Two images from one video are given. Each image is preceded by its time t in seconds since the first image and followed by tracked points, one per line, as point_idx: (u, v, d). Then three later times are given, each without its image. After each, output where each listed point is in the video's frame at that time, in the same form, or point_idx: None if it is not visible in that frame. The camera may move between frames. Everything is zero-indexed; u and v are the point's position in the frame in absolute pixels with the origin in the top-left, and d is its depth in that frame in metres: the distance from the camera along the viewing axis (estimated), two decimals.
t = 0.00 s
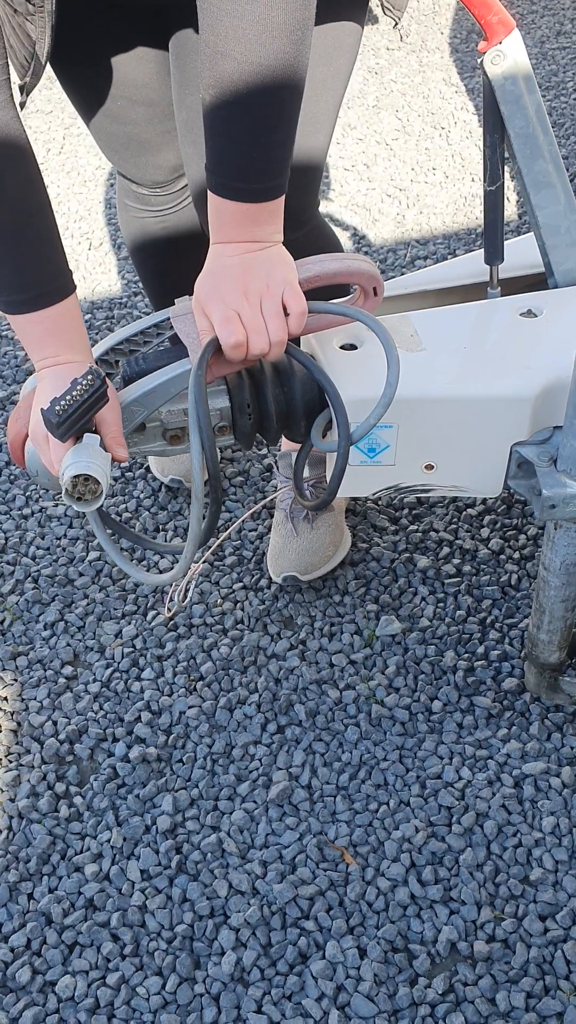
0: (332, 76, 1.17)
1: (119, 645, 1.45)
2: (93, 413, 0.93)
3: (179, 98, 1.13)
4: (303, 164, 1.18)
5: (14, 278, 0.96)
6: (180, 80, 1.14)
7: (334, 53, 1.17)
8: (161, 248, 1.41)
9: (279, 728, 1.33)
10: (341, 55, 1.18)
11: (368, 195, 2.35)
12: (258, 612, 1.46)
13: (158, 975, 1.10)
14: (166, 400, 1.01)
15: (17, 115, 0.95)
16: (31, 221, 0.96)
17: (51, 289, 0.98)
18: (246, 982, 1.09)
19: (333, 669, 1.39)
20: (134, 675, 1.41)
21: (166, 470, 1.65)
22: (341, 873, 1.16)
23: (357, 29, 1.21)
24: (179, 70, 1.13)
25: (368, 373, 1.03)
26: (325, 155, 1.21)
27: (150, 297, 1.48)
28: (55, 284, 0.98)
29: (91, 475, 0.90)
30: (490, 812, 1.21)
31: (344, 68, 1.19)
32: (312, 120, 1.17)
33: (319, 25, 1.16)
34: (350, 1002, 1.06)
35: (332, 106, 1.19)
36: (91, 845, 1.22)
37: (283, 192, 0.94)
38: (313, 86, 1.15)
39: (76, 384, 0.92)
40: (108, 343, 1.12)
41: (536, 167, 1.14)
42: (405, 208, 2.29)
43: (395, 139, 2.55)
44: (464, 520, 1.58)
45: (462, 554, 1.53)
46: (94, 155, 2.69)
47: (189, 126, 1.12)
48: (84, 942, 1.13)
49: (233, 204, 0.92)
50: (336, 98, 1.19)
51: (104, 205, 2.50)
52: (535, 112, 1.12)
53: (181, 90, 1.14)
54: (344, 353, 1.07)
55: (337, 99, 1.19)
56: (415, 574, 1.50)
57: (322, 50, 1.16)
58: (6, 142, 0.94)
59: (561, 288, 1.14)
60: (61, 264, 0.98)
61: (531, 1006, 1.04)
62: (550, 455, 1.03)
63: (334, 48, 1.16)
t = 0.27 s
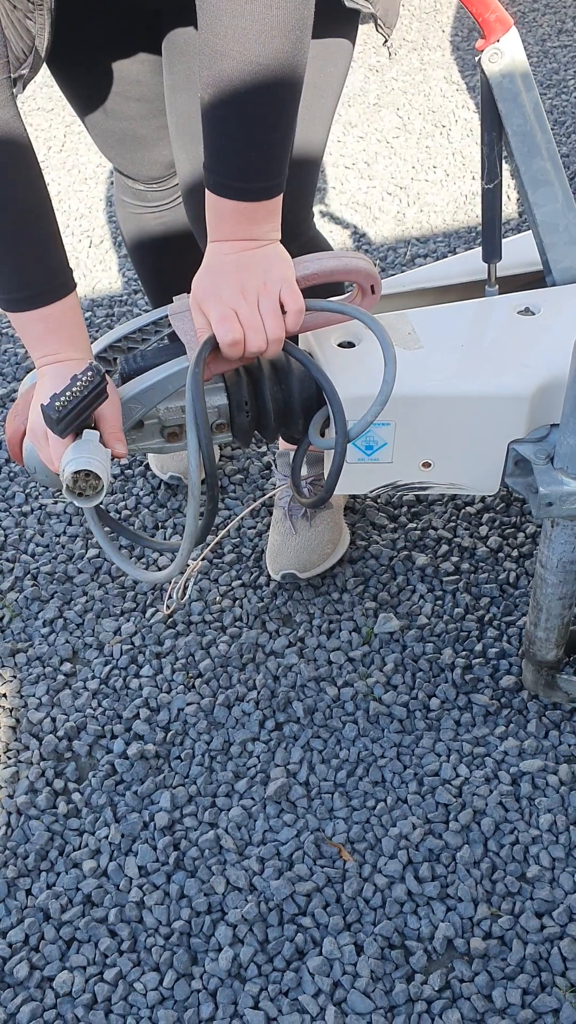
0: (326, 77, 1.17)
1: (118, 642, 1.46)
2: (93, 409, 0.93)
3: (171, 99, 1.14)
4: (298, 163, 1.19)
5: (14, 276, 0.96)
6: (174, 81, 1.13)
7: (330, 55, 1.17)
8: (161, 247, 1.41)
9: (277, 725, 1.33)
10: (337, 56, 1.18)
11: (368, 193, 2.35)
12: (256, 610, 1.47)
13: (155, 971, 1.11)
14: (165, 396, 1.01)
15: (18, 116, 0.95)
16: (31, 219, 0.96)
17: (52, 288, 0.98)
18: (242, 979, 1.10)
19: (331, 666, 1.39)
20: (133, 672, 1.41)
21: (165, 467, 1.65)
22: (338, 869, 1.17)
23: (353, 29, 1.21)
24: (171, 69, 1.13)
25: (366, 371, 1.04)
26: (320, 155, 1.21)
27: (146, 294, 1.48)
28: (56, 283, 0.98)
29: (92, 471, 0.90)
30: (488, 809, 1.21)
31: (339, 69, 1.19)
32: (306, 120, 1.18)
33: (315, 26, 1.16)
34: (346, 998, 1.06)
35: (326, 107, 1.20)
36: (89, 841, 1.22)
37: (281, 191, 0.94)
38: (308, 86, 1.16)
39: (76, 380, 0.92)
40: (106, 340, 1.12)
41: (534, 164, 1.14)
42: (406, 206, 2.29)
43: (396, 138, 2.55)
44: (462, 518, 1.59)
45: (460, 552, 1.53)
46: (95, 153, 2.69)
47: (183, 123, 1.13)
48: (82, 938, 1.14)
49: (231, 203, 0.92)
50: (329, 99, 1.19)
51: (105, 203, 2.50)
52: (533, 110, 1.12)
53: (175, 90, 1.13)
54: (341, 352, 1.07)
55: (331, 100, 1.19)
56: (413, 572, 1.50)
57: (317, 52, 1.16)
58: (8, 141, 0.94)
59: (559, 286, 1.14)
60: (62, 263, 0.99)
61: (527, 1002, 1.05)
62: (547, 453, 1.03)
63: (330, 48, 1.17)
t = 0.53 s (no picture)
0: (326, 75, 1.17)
1: (118, 639, 1.46)
2: (96, 405, 0.93)
3: (170, 96, 1.14)
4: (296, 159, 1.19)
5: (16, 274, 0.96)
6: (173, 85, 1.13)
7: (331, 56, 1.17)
8: (163, 246, 1.41)
9: (276, 722, 1.33)
10: (337, 55, 1.18)
11: (369, 191, 2.35)
12: (256, 607, 1.47)
13: (154, 966, 1.11)
14: (164, 394, 1.02)
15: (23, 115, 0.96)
16: (34, 217, 0.96)
17: (55, 285, 0.98)
18: (241, 974, 1.10)
19: (331, 664, 1.39)
20: (132, 669, 1.42)
21: (165, 464, 1.65)
22: (337, 866, 1.17)
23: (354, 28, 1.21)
24: (170, 67, 1.13)
25: (366, 368, 1.04)
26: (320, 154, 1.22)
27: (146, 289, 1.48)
28: (59, 281, 0.98)
29: (94, 467, 0.90)
30: (486, 806, 1.21)
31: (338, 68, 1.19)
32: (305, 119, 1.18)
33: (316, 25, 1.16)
34: (345, 994, 1.06)
35: (326, 103, 1.20)
36: (89, 837, 1.22)
37: (281, 188, 0.94)
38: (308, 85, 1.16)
39: (80, 377, 0.93)
40: (106, 337, 1.13)
41: (533, 163, 1.14)
42: (407, 204, 2.29)
43: (397, 136, 2.55)
44: (462, 515, 1.59)
45: (460, 550, 1.54)
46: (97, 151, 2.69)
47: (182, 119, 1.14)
48: (82, 934, 1.14)
49: (231, 200, 0.92)
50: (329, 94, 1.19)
51: (106, 201, 2.50)
52: (533, 109, 1.12)
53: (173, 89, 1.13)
54: (341, 349, 1.07)
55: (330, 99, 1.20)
56: (413, 570, 1.50)
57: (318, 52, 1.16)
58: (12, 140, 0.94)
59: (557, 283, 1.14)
60: (66, 261, 0.99)
61: (525, 998, 1.05)
62: (546, 450, 1.03)
63: (332, 48, 1.17)
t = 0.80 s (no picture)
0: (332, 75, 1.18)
1: (121, 637, 1.46)
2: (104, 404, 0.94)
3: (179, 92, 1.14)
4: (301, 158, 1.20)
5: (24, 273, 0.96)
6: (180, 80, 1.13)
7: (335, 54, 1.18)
8: (169, 247, 1.41)
9: (279, 719, 1.33)
10: (342, 55, 1.19)
11: (372, 189, 2.35)
12: (258, 605, 1.47)
13: (157, 963, 1.11)
14: (168, 392, 1.02)
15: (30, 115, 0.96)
16: (42, 215, 0.97)
17: (61, 285, 0.98)
18: (244, 971, 1.10)
19: (333, 661, 1.39)
20: (135, 666, 1.42)
21: (168, 462, 1.65)
22: (340, 863, 1.17)
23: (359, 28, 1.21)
24: (181, 63, 1.13)
25: (368, 366, 1.04)
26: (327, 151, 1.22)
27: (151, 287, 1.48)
28: (65, 281, 0.99)
29: (102, 465, 0.91)
30: (488, 804, 1.22)
31: (344, 67, 1.20)
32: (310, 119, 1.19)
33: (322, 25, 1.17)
34: (347, 991, 1.06)
35: (333, 101, 1.20)
36: (92, 834, 1.23)
37: (285, 185, 0.94)
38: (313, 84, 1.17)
39: (89, 375, 0.93)
40: (111, 335, 1.12)
41: (536, 160, 1.14)
42: (410, 202, 2.29)
43: (400, 134, 2.55)
44: (465, 514, 1.59)
45: (462, 548, 1.54)
46: (99, 149, 2.69)
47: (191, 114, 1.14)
48: (84, 930, 1.14)
49: (234, 196, 0.93)
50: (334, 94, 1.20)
51: (109, 199, 2.51)
52: (535, 106, 1.12)
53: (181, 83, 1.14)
54: (344, 346, 1.07)
55: (338, 96, 1.20)
56: (416, 568, 1.50)
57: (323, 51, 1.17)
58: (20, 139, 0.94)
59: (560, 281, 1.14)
60: (72, 261, 0.99)
61: (527, 995, 1.05)
62: (548, 448, 1.03)
63: (337, 40, 1.18)
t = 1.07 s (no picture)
0: (345, 72, 1.17)
1: (126, 635, 1.46)
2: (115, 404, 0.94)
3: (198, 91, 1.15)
4: (312, 158, 1.21)
5: (35, 272, 0.97)
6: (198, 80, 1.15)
7: (349, 49, 1.17)
8: (176, 248, 1.42)
9: (283, 717, 1.34)
10: (357, 49, 1.18)
11: (376, 189, 2.35)
12: (263, 604, 1.47)
13: (162, 960, 1.12)
14: (174, 390, 1.02)
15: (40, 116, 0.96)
16: (52, 214, 0.97)
17: (70, 285, 0.98)
18: (248, 968, 1.11)
19: (338, 659, 1.40)
20: (140, 664, 1.42)
21: (173, 460, 1.65)
22: (344, 861, 1.18)
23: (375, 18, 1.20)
24: (199, 63, 1.15)
25: (374, 365, 1.04)
26: (341, 151, 1.23)
27: (158, 285, 1.49)
28: (74, 281, 0.99)
29: (112, 465, 0.91)
30: (492, 803, 1.22)
31: (359, 62, 1.19)
32: (324, 118, 1.19)
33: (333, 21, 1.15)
34: (351, 988, 1.07)
35: (350, 99, 1.20)
36: (97, 831, 1.23)
37: (292, 185, 0.95)
38: (325, 84, 1.16)
39: (99, 375, 0.93)
40: (118, 334, 1.12)
41: (542, 160, 1.13)
42: (414, 202, 2.30)
43: (405, 134, 2.55)
44: (469, 513, 1.59)
45: (467, 547, 1.54)
46: (104, 148, 2.69)
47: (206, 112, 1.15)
48: (90, 927, 1.15)
49: (242, 196, 0.93)
50: (349, 91, 1.19)
51: (114, 198, 2.51)
52: (542, 107, 1.12)
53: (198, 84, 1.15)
54: (350, 345, 1.07)
55: (354, 92, 1.20)
56: (420, 567, 1.51)
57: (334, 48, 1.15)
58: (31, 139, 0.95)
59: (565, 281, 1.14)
60: (81, 261, 0.99)
61: (531, 993, 1.05)
62: (554, 448, 1.04)
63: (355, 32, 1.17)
